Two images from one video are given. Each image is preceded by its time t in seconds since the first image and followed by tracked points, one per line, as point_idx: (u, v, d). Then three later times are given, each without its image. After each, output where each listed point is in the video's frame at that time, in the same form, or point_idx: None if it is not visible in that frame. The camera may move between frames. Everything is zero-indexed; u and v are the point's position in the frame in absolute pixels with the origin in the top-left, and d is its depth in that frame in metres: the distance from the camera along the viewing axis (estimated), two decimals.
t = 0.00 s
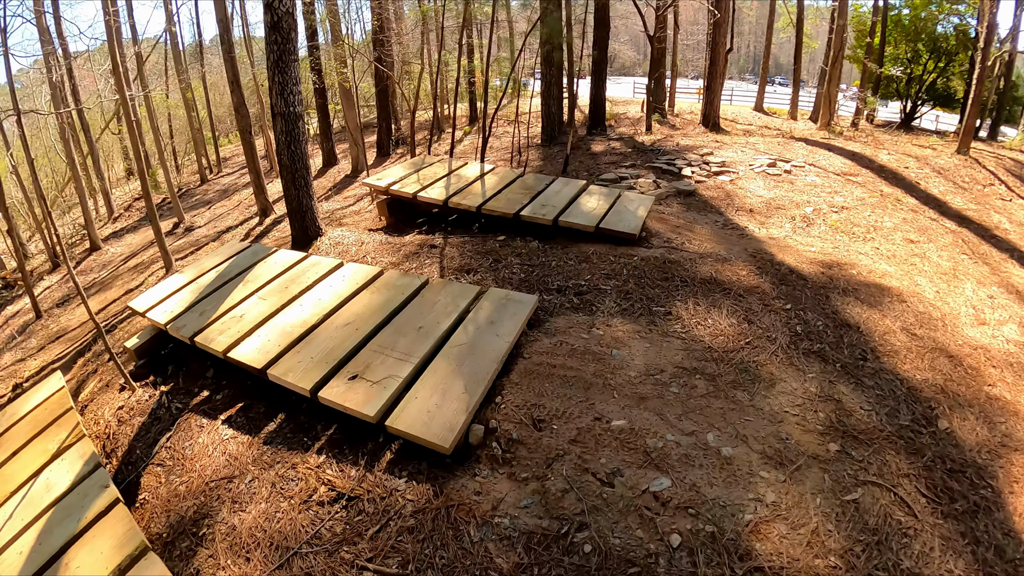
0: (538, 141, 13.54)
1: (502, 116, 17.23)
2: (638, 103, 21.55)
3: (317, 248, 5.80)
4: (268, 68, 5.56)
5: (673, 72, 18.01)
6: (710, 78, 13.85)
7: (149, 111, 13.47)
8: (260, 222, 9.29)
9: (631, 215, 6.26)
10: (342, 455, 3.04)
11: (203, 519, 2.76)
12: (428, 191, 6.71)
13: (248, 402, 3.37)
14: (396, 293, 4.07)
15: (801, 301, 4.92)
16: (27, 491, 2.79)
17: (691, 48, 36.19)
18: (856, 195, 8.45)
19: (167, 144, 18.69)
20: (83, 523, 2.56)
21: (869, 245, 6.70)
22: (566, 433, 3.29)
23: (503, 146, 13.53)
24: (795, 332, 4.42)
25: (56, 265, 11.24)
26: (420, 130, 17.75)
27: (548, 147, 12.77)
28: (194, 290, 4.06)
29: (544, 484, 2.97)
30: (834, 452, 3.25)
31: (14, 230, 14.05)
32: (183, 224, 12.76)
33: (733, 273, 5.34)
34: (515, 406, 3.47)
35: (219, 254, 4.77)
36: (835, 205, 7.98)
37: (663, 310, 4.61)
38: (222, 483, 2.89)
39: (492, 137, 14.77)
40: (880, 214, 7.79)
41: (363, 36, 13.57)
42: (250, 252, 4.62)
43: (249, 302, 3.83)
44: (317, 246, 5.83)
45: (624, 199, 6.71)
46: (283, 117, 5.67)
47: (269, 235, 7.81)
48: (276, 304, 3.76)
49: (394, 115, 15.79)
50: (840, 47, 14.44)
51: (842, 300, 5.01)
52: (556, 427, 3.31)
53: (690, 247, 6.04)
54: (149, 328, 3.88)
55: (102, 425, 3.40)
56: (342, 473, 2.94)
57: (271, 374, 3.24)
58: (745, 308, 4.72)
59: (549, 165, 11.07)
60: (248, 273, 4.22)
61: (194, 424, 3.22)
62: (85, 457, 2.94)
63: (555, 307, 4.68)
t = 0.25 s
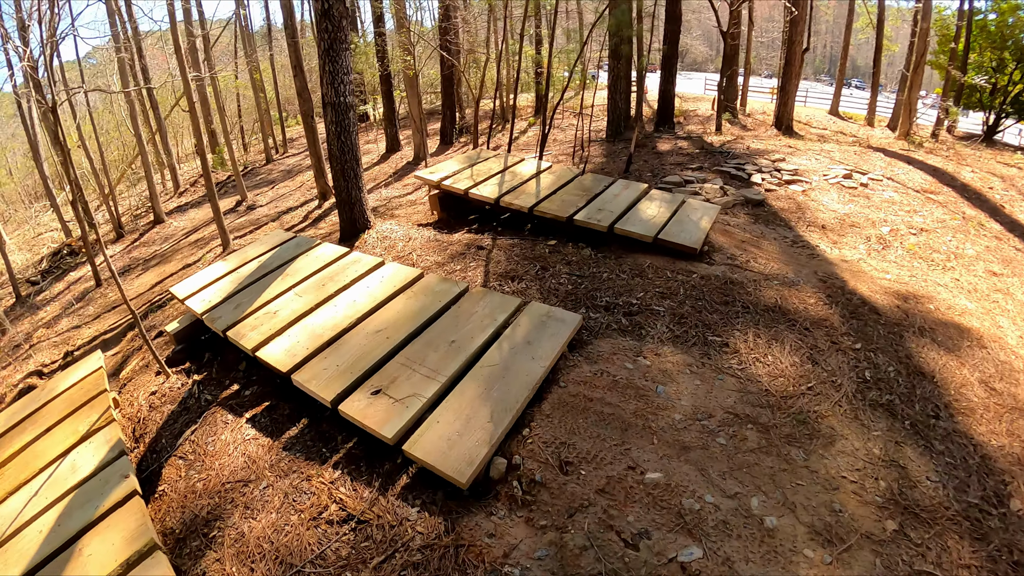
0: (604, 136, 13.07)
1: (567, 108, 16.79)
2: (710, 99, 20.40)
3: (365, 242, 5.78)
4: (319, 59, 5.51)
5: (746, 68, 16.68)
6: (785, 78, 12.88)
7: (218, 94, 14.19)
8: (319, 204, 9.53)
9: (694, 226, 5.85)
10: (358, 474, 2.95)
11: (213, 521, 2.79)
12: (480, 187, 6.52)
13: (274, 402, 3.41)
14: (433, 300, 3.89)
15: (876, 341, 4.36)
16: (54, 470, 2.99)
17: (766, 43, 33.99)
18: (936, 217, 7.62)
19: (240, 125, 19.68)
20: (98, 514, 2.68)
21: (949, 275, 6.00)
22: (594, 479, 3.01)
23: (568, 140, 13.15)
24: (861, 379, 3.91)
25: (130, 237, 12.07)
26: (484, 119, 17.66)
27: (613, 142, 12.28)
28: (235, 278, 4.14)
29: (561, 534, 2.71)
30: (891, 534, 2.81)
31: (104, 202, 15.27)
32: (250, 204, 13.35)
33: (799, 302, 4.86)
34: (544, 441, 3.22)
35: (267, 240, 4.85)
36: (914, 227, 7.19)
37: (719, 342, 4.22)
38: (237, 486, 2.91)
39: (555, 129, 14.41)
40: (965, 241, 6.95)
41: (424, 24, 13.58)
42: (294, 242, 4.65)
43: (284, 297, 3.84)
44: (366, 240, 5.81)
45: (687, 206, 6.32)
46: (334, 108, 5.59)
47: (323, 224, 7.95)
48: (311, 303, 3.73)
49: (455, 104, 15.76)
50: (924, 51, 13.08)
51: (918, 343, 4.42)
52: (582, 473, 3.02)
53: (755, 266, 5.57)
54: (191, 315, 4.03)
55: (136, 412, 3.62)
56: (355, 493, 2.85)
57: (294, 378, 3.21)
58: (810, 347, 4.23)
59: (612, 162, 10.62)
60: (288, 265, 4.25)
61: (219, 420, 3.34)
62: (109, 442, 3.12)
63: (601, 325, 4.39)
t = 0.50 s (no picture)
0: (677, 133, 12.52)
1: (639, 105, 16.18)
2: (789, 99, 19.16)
3: (427, 239, 5.69)
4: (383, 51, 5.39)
5: (827, 69, 15.43)
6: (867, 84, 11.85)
7: (290, 77, 14.67)
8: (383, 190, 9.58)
9: (771, 244, 5.53)
10: (397, 496, 2.83)
11: (248, 525, 2.78)
12: (547, 187, 6.29)
13: (319, 405, 3.42)
14: (490, 312, 3.69)
15: (959, 396, 3.82)
16: (99, 455, 3.20)
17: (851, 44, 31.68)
18: None
19: (313, 107, 20.32)
20: (138, 505, 2.84)
21: None
22: (644, 535, 2.75)
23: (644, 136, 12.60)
24: (939, 441, 3.44)
25: (197, 209, 12.72)
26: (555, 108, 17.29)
27: (687, 141, 11.68)
28: (292, 273, 4.15)
29: None
30: None
31: (187, 176, 16.19)
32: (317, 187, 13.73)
33: (881, 341, 4.38)
34: (594, 486, 2.98)
35: (326, 233, 4.86)
36: (1005, 258, 6.45)
37: (794, 384, 3.86)
38: (275, 492, 2.90)
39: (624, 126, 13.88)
40: None
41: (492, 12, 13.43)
42: (352, 238, 4.62)
43: (337, 298, 3.79)
44: (429, 237, 5.72)
45: (764, 221, 6.05)
46: (399, 101, 5.46)
47: (386, 216, 7.98)
48: (363, 307, 3.66)
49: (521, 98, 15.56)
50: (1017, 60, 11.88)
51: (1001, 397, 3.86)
52: (632, 528, 2.77)
53: (835, 295, 5.09)
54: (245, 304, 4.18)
55: (185, 397, 3.77)
56: (392, 516, 2.72)
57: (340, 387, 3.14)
58: (889, 400, 3.76)
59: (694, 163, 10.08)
60: (344, 263, 4.22)
61: (264, 419, 3.38)
62: (150, 434, 3.29)
63: (667, 352, 4.11)
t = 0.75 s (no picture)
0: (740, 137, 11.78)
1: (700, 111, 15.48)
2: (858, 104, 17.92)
3: (477, 241, 5.42)
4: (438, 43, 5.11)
5: (894, 74, 14.24)
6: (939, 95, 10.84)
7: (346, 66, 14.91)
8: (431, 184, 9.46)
9: (849, 271, 4.96)
10: (428, 539, 2.53)
11: (265, 550, 2.60)
12: (606, 194, 5.88)
13: (352, 423, 3.24)
14: (540, 333, 3.32)
15: None
16: (121, 456, 3.15)
17: (924, 50, 29.65)
18: None
19: (367, 97, 20.62)
20: (154, 517, 2.76)
21: None
22: None
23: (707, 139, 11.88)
24: None
25: (249, 193, 13.62)
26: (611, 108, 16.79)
27: (750, 146, 10.97)
28: (333, 275, 4.00)
29: None
30: None
31: (243, 160, 16.76)
32: (367, 179, 13.90)
33: (962, 393, 3.82)
34: (648, 555, 2.62)
35: (371, 234, 4.71)
36: None
37: (870, 440, 3.34)
38: (296, 517, 2.73)
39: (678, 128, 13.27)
40: None
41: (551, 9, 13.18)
42: (397, 241, 4.45)
43: (376, 306, 3.59)
44: (478, 239, 5.45)
45: (840, 242, 5.45)
46: (453, 96, 5.15)
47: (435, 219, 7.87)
48: (402, 319, 3.41)
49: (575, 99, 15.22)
50: None
51: None
52: None
53: (916, 334, 4.50)
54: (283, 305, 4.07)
55: (217, 397, 3.72)
56: (421, 562, 2.43)
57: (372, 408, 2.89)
58: (972, 465, 3.23)
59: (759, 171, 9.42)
60: (386, 268, 4.03)
61: (291, 433, 3.24)
62: (173, 439, 3.21)
63: (738, 392, 3.67)
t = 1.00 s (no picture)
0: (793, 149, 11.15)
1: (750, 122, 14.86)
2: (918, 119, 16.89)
3: (523, 253, 5.14)
4: (489, 44, 4.81)
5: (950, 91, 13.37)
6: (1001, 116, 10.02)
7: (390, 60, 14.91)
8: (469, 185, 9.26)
9: (922, 317, 4.45)
10: None
11: None
12: (662, 211, 5.51)
13: (378, 458, 3.00)
14: (590, 377, 2.95)
15: None
16: (134, 471, 3.05)
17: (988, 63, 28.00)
18: None
19: (412, 92, 20.69)
20: (162, 546, 2.63)
21: None
22: None
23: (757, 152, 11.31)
24: None
25: (291, 183, 13.98)
26: (658, 114, 16.31)
27: (802, 159, 10.38)
28: (366, 288, 3.73)
29: None
30: None
31: (287, 149, 17.05)
32: (408, 176, 13.87)
33: None
34: None
35: (409, 244, 4.44)
36: None
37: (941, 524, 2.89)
38: (311, 563, 2.50)
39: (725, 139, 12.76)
40: None
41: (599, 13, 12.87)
42: (435, 255, 4.15)
43: (410, 329, 3.30)
44: (524, 252, 5.17)
45: (909, 283, 4.93)
46: (502, 101, 4.82)
47: (475, 226, 7.66)
48: (437, 347, 3.10)
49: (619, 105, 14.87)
50: None
51: None
52: None
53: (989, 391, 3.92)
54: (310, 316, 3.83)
55: (238, 411, 3.58)
56: None
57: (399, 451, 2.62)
58: None
59: (809, 189, 8.79)
60: (423, 284, 3.73)
61: (312, 463, 3.04)
62: (186, 459, 3.09)
63: (803, 457, 3.27)
